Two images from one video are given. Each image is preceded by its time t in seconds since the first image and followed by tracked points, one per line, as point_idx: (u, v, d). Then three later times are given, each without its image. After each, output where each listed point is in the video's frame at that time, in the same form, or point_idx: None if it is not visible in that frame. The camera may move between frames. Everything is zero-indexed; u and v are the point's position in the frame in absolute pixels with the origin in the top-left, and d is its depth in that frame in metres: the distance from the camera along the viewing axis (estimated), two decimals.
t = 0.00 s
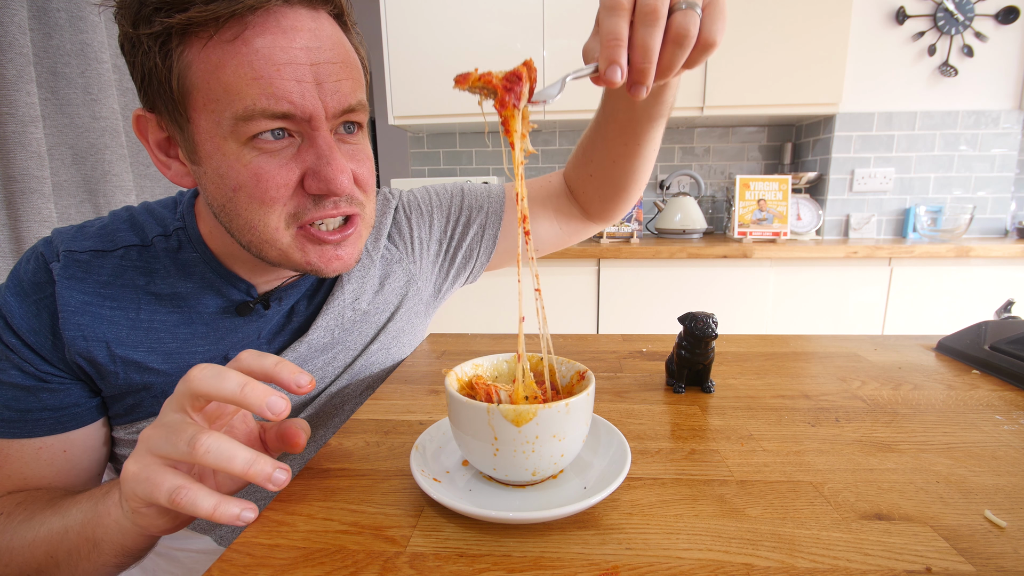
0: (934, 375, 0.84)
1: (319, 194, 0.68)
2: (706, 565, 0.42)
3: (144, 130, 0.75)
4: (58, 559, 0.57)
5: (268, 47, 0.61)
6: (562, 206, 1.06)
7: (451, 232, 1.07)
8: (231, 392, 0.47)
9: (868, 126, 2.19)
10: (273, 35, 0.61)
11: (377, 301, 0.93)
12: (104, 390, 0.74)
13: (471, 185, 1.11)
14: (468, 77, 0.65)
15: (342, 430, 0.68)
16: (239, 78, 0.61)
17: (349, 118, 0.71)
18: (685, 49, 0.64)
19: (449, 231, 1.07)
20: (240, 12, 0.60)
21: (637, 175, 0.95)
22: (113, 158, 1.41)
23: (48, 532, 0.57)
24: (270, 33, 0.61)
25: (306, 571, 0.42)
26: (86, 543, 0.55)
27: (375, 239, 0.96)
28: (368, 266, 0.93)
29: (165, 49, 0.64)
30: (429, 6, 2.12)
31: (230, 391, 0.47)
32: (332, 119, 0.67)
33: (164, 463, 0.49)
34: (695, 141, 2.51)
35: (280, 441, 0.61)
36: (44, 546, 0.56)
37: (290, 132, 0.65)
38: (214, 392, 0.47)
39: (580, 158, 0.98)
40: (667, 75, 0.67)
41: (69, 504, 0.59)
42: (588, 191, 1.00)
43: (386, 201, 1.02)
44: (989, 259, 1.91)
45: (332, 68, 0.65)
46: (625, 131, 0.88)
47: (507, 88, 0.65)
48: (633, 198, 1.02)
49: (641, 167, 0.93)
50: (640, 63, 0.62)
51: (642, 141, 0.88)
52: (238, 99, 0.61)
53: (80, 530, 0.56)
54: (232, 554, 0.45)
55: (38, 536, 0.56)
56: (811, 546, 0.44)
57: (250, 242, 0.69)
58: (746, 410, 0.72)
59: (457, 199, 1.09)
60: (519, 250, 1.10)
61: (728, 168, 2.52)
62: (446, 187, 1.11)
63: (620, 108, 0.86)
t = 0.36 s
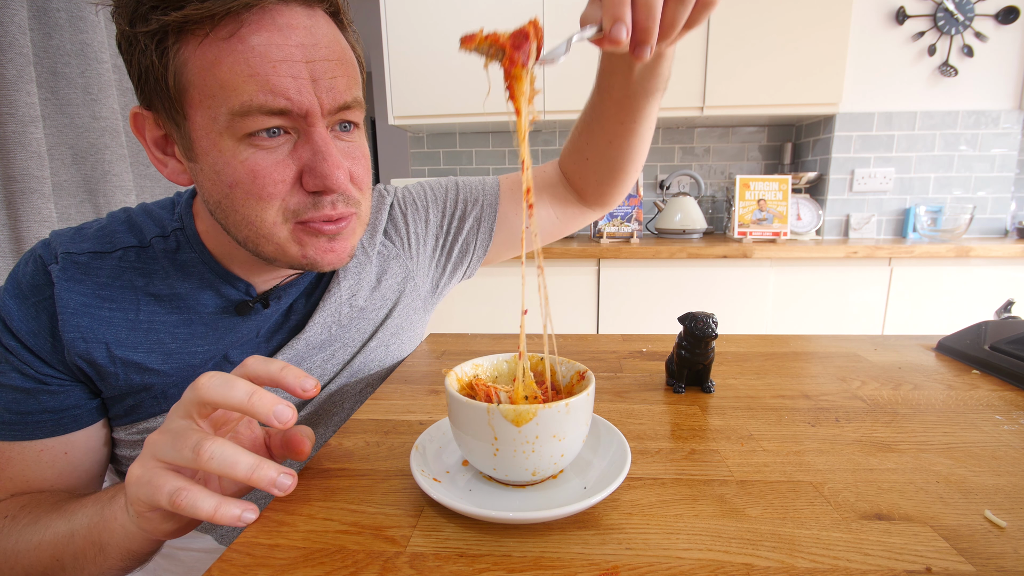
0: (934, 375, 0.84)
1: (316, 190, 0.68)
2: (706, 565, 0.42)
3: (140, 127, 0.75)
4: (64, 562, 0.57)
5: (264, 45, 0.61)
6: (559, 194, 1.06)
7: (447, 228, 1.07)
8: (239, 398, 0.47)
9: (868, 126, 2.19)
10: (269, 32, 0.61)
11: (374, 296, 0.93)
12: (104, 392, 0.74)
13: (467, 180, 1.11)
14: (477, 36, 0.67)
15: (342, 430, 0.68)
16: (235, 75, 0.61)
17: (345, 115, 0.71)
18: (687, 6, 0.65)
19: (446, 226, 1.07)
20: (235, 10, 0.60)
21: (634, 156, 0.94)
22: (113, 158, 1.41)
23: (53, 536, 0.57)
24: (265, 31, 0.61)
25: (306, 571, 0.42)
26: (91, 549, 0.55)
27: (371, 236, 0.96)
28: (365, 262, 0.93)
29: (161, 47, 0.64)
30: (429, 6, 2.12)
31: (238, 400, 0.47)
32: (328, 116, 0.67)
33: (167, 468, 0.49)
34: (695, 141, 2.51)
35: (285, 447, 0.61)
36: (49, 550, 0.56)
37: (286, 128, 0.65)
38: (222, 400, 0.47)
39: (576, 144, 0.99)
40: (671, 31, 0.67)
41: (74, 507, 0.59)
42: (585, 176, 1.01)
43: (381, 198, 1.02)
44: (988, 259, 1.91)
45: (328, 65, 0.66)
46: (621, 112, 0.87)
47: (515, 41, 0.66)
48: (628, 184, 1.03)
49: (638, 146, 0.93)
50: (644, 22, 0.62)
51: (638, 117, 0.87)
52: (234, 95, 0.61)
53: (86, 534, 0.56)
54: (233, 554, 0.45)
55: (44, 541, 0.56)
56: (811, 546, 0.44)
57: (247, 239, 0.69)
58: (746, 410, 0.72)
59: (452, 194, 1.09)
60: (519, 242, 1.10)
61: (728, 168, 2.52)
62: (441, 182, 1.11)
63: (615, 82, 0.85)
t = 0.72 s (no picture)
0: (934, 375, 0.84)
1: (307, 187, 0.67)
2: (706, 565, 0.42)
3: (140, 115, 0.75)
4: (45, 528, 0.52)
5: (260, 40, 0.62)
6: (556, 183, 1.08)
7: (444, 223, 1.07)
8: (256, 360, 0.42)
9: (868, 126, 2.19)
10: (265, 28, 0.62)
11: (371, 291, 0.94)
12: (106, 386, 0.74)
13: (461, 174, 1.11)
14: None
15: (342, 430, 0.68)
16: (230, 68, 0.62)
17: (339, 114, 0.71)
18: None
19: (441, 220, 1.07)
20: (233, 6, 0.61)
21: (627, 137, 0.94)
22: (113, 158, 1.41)
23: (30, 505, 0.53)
24: (262, 27, 0.62)
25: (306, 571, 0.42)
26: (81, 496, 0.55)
27: (366, 232, 0.97)
28: (360, 258, 0.94)
29: (163, 38, 0.65)
30: (429, 5, 2.12)
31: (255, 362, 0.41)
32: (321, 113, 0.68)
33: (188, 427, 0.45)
34: (695, 141, 2.51)
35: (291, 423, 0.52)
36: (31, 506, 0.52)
37: (279, 122, 0.66)
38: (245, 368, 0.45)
39: (569, 132, 0.99)
40: None
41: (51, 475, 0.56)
42: (579, 162, 1.01)
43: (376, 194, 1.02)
44: (988, 258, 1.91)
45: (324, 63, 0.67)
46: (612, 98, 0.88)
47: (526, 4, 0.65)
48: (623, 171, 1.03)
49: (630, 132, 0.93)
50: None
51: (628, 96, 0.87)
52: (229, 89, 0.62)
53: (71, 489, 0.55)
54: (233, 554, 0.45)
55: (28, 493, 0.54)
56: (811, 546, 0.44)
57: (240, 232, 0.69)
58: (746, 410, 0.72)
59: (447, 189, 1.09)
60: (516, 235, 1.11)
61: (728, 168, 2.52)
62: (435, 178, 1.11)
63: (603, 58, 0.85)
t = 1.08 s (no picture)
0: (934, 375, 0.84)
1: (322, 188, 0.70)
2: (706, 565, 0.42)
3: (161, 119, 0.75)
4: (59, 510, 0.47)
5: (283, 45, 0.65)
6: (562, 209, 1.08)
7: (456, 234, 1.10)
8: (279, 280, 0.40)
9: (868, 126, 2.19)
10: (290, 35, 0.65)
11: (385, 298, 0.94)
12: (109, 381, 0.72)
13: (472, 188, 1.14)
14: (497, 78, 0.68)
15: (342, 430, 0.68)
16: (253, 71, 0.64)
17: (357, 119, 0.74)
18: (685, 9, 0.71)
19: (452, 231, 1.10)
20: (259, 11, 0.63)
21: (630, 173, 0.95)
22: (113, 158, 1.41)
23: None
24: (286, 33, 0.65)
25: (306, 571, 0.42)
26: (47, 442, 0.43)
27: (380, 240, 0.98)
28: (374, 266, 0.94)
29: (187, 42, 0.65)
30: (430, 5, 2.12)
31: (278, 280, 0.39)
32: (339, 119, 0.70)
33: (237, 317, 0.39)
34: (695, 141, 2.51)
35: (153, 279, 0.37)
36: (23, 475, 0.45)
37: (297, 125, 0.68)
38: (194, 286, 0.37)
39: (575, 159, 0.99)
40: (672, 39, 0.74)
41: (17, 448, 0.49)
42: (584, 188, 1.01)
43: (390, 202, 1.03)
44: (989, 258, 1.91)
45: (344, 69, 0.69)
46: (614, 128, 0.88)
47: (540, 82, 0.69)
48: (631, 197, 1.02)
49: (632, 162, 0.93)
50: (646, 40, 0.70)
51: (630, 140, 0.89)
52: (250, 91, 0.64)
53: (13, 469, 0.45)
54: (233, 554, 0.45)
55: (8, 464, 0.45)
56: (811, 546, 0.44)
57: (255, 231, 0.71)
58: (746, 410, 0.72)
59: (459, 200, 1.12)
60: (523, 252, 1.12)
61: (728, 168, 2.52)
62: (448, 188, 1.14)
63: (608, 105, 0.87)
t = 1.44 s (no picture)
0: (934, 375, 0.84)
1: (335, 201, 0.69)
2: (706, 565, 0.42)
3: (177, 116, 0.77)
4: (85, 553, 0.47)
5: (307, 51, 0.62)
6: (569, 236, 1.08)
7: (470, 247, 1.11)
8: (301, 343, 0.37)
9: (868, 126, 2.19)
10: (314, 41, 0.63)
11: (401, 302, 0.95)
12: (122, 391, 0.72)
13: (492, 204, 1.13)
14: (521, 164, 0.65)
15: (342, 430, 0.68)
16: (273, 76, 0.62)
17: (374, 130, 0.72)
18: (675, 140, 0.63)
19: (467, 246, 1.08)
20: (284, 15, 0.61)
21: (636, 217, 0.94)
22: (113, 158, 1.41)
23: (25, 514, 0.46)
24: (310, 38, 0.62)
25: (306, 571, 0.42)
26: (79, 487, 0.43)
27: (394, 252, 0.99)
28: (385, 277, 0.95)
29: (208, 40, 0.65)
30: (429, 5, 2.13)
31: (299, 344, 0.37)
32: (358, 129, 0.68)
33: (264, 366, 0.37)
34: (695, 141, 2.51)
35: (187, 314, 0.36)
36: (56, 520, 0.45)
37: (316, 135, 0.66)
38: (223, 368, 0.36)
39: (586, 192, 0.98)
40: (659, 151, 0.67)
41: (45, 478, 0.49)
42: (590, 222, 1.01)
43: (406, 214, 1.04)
44: (989, 259, 1.91)
45: (367, 79, 0.67)
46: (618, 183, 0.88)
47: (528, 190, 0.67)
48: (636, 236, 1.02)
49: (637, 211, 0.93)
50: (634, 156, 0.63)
51: (635, 190, 0.88)
52: (269, 97, 0.62)
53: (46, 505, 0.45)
54: (233, 555, 0.45)
55: (40, 504, 0.46)
56: (811, 546, 0.44)
57: (262, 238, 0.71)
58: (746, 410, 0.72)
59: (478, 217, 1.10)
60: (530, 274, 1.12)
61: (728, 168, 2.52)
62: (466, 201, 1.12)
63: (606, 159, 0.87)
